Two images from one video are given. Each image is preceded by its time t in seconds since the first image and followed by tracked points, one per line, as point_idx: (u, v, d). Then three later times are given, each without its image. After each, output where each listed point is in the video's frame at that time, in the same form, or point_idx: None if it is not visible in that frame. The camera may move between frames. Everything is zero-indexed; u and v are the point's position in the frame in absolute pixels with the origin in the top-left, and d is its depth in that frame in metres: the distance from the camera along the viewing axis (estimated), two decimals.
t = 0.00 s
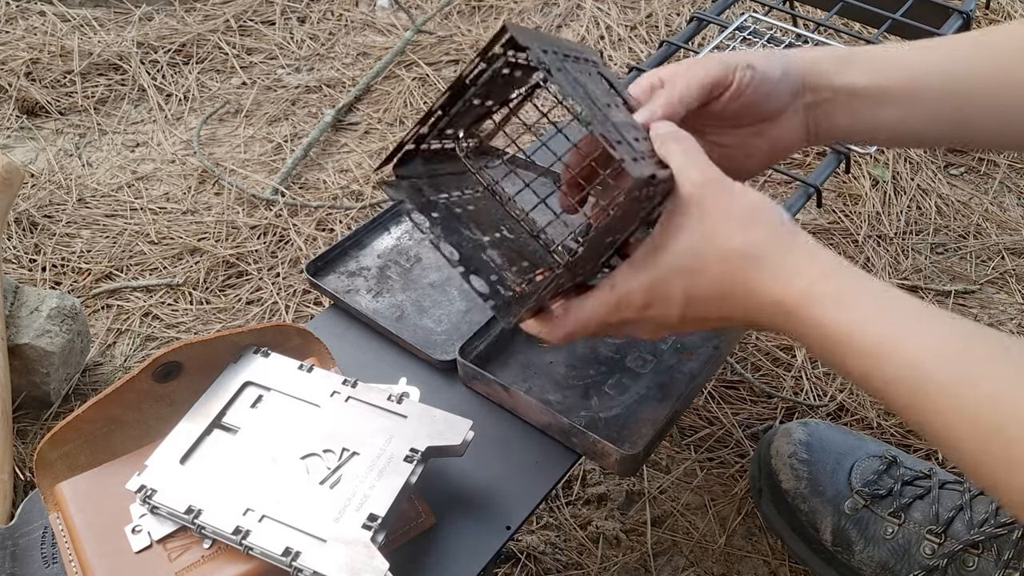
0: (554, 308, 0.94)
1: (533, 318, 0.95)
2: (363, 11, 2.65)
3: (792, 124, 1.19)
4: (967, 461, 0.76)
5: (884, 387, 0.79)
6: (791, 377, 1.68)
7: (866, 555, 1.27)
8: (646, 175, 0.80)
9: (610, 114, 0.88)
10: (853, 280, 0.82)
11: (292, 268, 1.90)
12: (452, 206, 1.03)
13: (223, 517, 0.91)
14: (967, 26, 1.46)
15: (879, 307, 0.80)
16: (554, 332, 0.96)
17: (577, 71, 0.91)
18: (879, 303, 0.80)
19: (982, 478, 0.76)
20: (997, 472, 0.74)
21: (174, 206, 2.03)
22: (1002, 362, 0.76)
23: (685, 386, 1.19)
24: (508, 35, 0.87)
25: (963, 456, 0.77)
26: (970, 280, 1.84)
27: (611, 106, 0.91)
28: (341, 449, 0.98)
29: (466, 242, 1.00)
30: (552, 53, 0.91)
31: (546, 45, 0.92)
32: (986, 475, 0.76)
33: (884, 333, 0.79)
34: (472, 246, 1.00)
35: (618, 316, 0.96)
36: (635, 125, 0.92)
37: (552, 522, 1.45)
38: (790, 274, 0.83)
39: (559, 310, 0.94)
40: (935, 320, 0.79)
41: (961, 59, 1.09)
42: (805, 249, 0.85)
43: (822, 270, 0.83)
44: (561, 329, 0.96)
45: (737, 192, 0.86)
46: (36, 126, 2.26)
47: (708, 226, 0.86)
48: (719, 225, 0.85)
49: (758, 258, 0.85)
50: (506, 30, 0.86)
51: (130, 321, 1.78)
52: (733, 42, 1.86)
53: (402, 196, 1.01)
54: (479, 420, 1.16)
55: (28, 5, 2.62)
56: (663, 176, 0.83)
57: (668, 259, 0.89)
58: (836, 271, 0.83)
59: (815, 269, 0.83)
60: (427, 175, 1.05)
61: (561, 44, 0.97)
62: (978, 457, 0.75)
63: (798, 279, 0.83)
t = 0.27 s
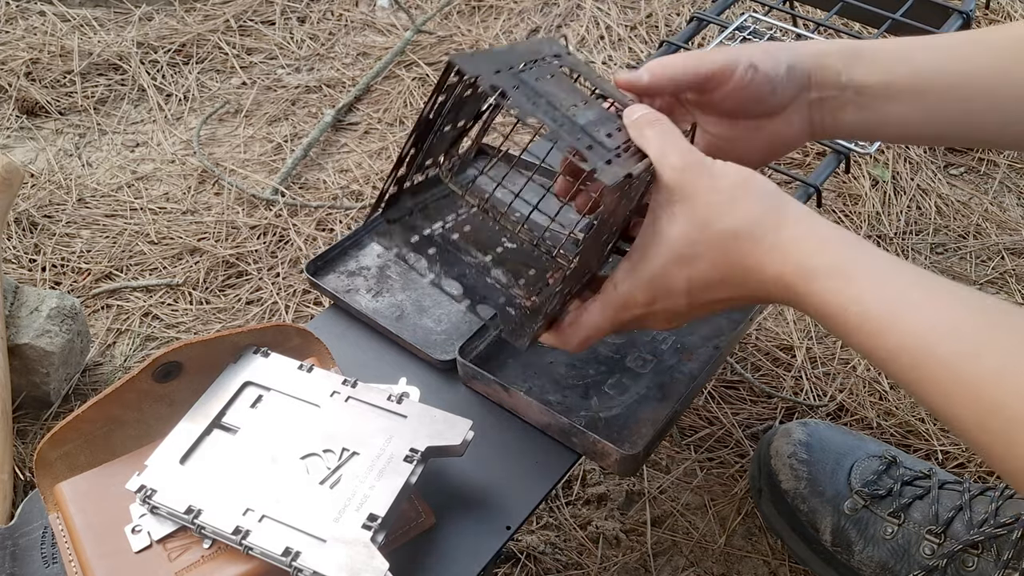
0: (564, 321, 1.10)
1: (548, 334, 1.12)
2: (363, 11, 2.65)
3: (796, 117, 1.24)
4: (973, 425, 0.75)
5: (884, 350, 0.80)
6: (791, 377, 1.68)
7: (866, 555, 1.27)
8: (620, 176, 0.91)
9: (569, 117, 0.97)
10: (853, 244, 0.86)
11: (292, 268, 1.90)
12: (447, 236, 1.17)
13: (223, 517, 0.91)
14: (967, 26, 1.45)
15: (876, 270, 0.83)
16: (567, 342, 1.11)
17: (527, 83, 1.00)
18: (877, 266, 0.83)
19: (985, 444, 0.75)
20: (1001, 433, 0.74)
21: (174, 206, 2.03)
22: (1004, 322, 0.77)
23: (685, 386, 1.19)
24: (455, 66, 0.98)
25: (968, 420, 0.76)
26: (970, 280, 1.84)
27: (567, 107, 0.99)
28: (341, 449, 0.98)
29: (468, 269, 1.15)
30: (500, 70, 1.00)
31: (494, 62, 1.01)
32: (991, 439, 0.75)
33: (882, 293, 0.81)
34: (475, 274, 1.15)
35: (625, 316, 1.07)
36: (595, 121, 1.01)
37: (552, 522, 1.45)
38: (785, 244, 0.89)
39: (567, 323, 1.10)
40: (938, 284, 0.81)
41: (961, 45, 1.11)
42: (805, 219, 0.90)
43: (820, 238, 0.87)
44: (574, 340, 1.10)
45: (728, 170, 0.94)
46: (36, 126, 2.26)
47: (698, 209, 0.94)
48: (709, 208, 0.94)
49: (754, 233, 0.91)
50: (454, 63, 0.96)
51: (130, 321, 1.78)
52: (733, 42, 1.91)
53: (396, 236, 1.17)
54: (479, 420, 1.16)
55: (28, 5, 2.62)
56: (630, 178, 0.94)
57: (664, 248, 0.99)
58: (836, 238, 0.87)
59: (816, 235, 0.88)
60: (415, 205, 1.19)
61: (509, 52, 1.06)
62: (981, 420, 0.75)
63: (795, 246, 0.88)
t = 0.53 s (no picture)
0: (558, 327, 1.12)
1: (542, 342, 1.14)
2: (363, 11, 2.65)
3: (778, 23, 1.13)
4: (958, 420, 0.74)
5: (869, 343, 0.80)
6: (791, 377, 1.68)
7: (866, 555, 1.27)
8: (592, 191, 0.98)
9: (531, 135, 1.08)
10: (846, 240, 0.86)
11: (292, 268, 1.90)
12: (434, 254, 1.36)
13: (223, 517, 0.91)
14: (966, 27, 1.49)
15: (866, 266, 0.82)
16: (562, 348, 1.13)
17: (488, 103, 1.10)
18: (868, 261, 0.82)
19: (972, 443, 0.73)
20: (987, 429, 0.72)
21: (174, 206, 2.03)
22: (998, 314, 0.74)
23: (685, 386, 1.19)
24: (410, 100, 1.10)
25: (956, 416, 0.74)
26: (970, 280, 1.84)
27: (527, 124, 1.09)
28: (341, 449, 0.98)
29: (456, 288, 1.32)
30: (462, 93, 1.11)
31: (455, 85, 1.12)
32: (977, 436, 0.73)
33: (867, 287, 0.80)
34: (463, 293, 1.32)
35: (615, 322, 1.09)
36: (560, 129, 1.11)
37: (552, 522, 1.45)
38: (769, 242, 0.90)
39: (561, 328, 1.11)
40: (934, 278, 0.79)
41: None
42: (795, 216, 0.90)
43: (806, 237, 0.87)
44: (569, 344, 1.12)
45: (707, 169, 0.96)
46: (36, 126, 2.26)
47: (675, 211, 0.96)
48: (686, 209, 0.95)
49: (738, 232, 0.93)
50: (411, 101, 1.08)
51: (130, 321, 1.78)
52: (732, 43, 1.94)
53: (385, 264, 1.34)
54: (479, 420, 1.16)
55: (28, 5, 2.62)
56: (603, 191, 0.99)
57: (644, 252, 1.00)
58: (828, 234, 0.87)
59: (804, 232, 0.88)
60: (402, 229, 1.38)
61: (473, 68, 1.16)
62: (972, 417, 0.73)
63: (780, 244, 0.88)
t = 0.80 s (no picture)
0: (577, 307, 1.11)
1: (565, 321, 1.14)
2: (363, 11, 2.65)
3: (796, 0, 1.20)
4: (969, 418, 0.75)
5: (880, 342, 0.81)
6: (791, 377, 1.68)
7: (866, 555, 1.27)
8: (587, 203, 0.96)
9: (526, 139, 1.03)
10: (850, 233, 0.87)
11: (292, 268, 1.90)
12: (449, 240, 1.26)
13: (223, 517, 0.91)
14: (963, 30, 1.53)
15: (870, 261, 0.83)
16: (584, 326, 1.13)
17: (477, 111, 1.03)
18: (873, 256, 0.84)
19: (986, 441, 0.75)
20: (998, 425, 0.73)
21: (174, 206, 2.03)
22: (1002, 307, 0.76)
23: (685, 386, 1.19)
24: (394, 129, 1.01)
25: (967, 414, 0.76)
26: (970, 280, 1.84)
27: (521, 127, 1.04)
28: (341, 449, 0.98)
29: (477, 273, 1.25)
30: (447, 105, 1.03)
31: (438, 96, 1.03)
32: (988, 433, 0.74)
33: (874, 283, 0.82)
34: (486, 278, 1.25)
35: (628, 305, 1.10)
36: (556, 121, 1.06)
37: (552, 522, 1.45)
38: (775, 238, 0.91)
39: (579, 310, 1.11)
40: (938, 270, 0.80)
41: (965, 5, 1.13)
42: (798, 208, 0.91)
43: (810, 232, 0.89)
44: (591, 322, 1.12)
45: (709, 158, 0.95)
46: (36, 126, 2.26)
47: (678, 210, 0.97)
48: (687, 207, 0.96)
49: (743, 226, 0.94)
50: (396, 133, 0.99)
51: (130, 321, 1.78)
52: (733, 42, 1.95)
53: (404, 258, 1.24)
54: (478, 420, 1.16)
55: (28, 5, 2.62)
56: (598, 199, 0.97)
57: (650, 245, 1.01)
58: (832, 227, 0.88)
59: (808, 227, 0.89)
60: (422, 211, 1.28)
61: (454, 65, 1.07)
62: (978, 409, 0.74)
63: (786, 241, 0.90)
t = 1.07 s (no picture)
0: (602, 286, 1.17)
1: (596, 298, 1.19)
2: (363, 11, 2.65)
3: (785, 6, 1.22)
4: (968, 403, 0.77)
5: (879, 331, 0.82)
6: (790, 377, 1.68)
7: (866, 555, 1.27)
8: (575, 219, 0.95)
9: (512, 157, 1.00)
10: (839, 219, 0.86)
11: (292, 268, 1.90)
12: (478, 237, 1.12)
13: (223, 517, 0.91)
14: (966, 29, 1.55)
15: (859, 250, 0.82)
16: (611, 300, 1.19)
17: (462, 139, 1.01)
18: (862, 243, 0.83)
19: (988, 426, 0.76)
20: (998, 410, 0.74)
21: (174, 206, 2.03)
22: (996, 288, 0.75)
23: (684, 386, 1.19)
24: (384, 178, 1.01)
25: (966, 400, 0.77)
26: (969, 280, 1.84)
27: (507, 144, 1.01)
28: (341, 449, 0.98)
29: (505, 262, 1.11)
30: (431, 139, 1.01)
31: (421, 130, 1.02)
32: (989, 417, 0.75)
33: (865, 275, 0.81)
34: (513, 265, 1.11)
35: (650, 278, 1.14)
36: (543, 128, 1.02)
37: (552, 522, 1.45)
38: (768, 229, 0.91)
39: (601, 289, 1.17)
40: (928, 253, 0.79)
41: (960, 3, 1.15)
42: (787, 195, 0.90)
43: (800, 222, 0.88)
44: (616, 296, 1.18)
45: (694, 153, 0.94)
46: (36, 126, 2.26)
47: (673, 205, 0.98)
48: (680, 203, 0.96)
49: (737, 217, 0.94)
50: (384, 183, 0.99)
51: (130, 321, 1.78)
52: (733, 42, 1.96)
53: (434, 258, 1.11)
54: (478, 420, 1.16)
55: (28, 5, 2.62)
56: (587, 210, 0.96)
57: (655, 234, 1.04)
58: (821, 214, 0.87)
59: (798, 216, 0.88)
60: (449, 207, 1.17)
61: (434, 92, 1.04)
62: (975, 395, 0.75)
63: (777, 233, 0.90)
